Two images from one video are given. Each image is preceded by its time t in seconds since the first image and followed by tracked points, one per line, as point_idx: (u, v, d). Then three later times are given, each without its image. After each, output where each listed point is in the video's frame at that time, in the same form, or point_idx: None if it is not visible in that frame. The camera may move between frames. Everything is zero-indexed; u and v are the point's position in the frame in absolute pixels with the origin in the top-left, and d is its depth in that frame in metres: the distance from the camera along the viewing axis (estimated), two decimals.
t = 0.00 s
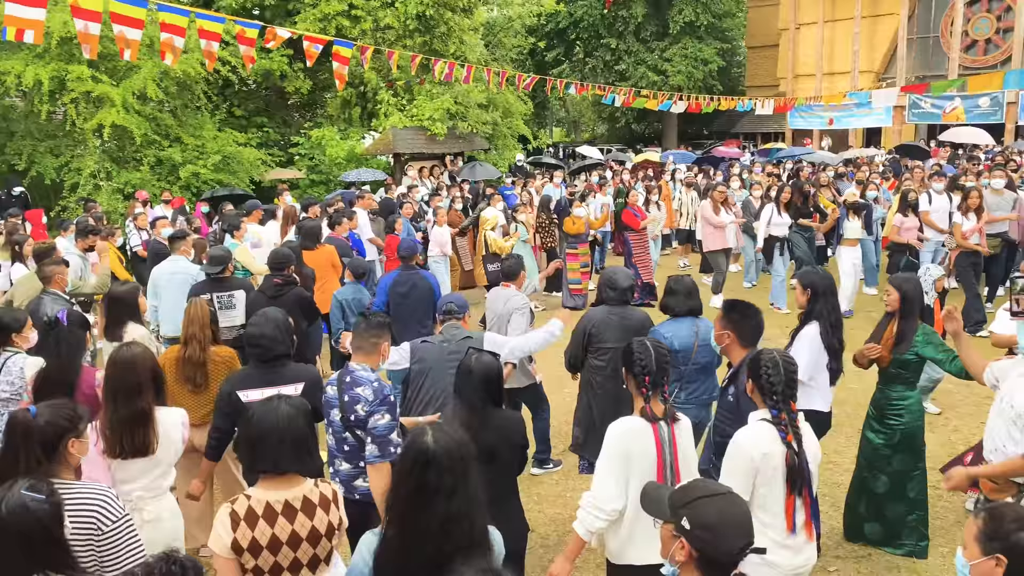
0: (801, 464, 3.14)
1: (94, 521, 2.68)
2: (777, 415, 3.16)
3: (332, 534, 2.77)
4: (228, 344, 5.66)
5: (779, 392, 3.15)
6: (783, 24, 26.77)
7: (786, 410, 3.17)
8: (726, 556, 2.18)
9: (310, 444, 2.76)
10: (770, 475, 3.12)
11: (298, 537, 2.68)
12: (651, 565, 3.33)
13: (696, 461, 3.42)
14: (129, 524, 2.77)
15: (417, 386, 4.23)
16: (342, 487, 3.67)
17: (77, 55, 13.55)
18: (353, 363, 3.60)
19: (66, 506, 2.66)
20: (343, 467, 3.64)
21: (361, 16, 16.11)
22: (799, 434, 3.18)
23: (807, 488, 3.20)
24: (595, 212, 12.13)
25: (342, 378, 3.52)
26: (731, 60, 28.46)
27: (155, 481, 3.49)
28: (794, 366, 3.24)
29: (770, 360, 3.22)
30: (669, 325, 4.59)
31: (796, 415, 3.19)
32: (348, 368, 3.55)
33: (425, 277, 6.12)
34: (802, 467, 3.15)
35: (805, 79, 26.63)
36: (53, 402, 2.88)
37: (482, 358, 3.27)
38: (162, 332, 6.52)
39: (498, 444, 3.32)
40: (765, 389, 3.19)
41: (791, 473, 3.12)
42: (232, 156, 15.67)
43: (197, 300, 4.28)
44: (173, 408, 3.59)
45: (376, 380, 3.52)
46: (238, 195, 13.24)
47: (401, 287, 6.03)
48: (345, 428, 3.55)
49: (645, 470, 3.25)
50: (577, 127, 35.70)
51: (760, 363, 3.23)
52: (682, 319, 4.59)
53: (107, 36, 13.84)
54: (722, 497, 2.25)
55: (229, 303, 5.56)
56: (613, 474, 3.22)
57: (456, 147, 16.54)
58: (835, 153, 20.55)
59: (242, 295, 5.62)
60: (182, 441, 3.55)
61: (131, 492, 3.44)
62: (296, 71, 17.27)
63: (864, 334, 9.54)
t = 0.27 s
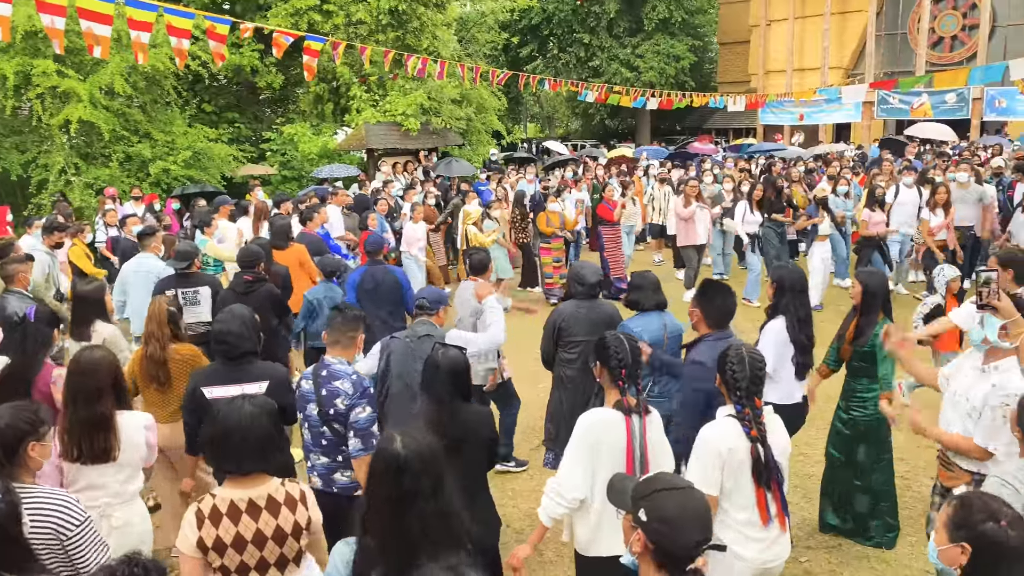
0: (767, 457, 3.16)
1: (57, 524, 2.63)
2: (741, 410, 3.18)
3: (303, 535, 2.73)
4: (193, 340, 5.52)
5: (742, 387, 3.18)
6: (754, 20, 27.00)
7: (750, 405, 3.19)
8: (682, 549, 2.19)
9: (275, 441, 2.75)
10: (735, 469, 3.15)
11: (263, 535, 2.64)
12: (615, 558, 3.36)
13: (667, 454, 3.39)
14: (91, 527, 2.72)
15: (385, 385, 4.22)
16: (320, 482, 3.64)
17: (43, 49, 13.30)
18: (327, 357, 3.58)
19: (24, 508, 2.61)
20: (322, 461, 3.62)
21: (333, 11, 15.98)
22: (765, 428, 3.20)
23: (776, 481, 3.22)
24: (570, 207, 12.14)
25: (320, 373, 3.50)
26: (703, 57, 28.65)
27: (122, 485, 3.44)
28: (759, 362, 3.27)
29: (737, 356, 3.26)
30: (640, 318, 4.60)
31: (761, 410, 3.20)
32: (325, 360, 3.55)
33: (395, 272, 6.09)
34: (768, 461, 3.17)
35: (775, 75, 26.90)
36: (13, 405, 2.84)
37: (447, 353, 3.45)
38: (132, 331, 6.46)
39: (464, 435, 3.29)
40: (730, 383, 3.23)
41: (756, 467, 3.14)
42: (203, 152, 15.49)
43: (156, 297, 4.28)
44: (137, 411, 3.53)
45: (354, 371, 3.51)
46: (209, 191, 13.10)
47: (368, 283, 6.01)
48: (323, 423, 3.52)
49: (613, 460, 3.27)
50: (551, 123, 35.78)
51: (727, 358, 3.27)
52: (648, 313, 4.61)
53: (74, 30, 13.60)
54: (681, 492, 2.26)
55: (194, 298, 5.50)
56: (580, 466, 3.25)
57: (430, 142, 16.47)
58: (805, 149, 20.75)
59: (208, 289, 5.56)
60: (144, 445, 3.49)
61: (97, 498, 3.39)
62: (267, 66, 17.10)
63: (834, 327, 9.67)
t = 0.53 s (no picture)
0: (737, 447, 3.17)
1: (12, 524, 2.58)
2: (715, 399, 3.22)
3: (268, 538, 2.66)
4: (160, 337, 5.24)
5: (717, 376, 3.20)
6: (726, 18, 27.18)
7: (725, 394, 3.22)
8: (630, 535, 2.14)
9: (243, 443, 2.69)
10: (703, 458, 3.18)
11: (233, 534, 2.62)
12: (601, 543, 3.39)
13: (635, 448, 3.39)
14: (55, 524, 2.68)
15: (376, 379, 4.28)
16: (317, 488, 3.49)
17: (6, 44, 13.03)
18: (317, 359, 3.54)
19: None
20: (322, 465, 3.48)
21: (304, 7, 15.84)
22: (737, 417, 3.21)
23: (747, 469, 3.21)
24: (544, 204, 12.14)
25: (315, 376, 3.44)
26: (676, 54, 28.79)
27: (82, 479, 3.36)
28: (735, 351, 3.29)
29: (712, 344, 3.28)
30: (612, 311, 4.62)
31: (734, 399, 3.23)
32: (317, 363, 3.51)
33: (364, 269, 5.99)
34: (739, 451, 3.18)
35: (747, 73, 27.10)
36: None
37: (414, 351, 3.24)
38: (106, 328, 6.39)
39: (425, 432, 3.33)
40: (705, 372, 3.25)
41: (725, 456, 3.16)
42: (173, 149, 15.29)
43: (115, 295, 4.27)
44: (88, 406, 3.36)
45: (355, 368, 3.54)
46: (179, 189, 12.93)
47: (336, 280, 5.97)
48: (328, 425, 3.43)
49: (591, 451, 3.28)
50: (526, 120, 35.79)
51: (702, 346, 3.29)
52: (620, 306, 4.62)
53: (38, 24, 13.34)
54: (640, 481, 2.22)
55: (166, 295, 5.38)
56: (557, 454, 3.28)
57: (403, 139, 16.37)
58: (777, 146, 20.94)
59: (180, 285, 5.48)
60: (98, 439, 3.34)
61: (60, 490, 3.34)
62: (237, 63, 16.92)
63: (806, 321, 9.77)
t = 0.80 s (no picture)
0: (716, 449, 3.16)
1: None
2: (693, 402, 3.22)
3: (218, 554, 2.53)
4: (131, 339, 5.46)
5: (696, 378, 3.21)
6: (700, 17, 27.35)
7: (702, 396, 3.25)
8: (584, 517, 2.23)
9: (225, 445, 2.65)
10: (682, 459, 3.18)
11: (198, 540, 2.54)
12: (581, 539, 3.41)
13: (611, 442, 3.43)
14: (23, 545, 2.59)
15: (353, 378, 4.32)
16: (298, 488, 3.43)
17: None
18: (289, 359, 3.51)
19: None
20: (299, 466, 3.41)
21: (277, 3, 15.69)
22: (715, 418, 3.22)
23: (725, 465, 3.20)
24: (519, 202, 12.15)
25: (291, 375, 3.42)
26: (650, 52, 28.90)
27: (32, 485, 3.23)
28: (713, 354, 3.30)
29: (690, 348, 3.29)
30: (583, 308, 4.64)
31: (711, 402, 3.25)
32: (290, 362, 3.48)
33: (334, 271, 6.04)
34: (719, 453, 3.17)
35: (721, 72, 27.29)
36: None
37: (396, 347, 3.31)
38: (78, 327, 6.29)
39: (405, 433, 3.28)
40: (684, 375, 3.26)
41: (705, 459, 3.14)
42: (144, 147, 15.10)
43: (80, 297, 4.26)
44: (42, 410, 3.25)
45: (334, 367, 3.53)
46: (150, 188, 12.76)
47: (306, 277, 6.05)
48: (307, 423, 3.40)
49: (576, 452, 3.26)
50: (501, 118, 35.77)
51: (680, 350, 3.29)
52: (592, 303, 4.66)
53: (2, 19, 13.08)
54: (596, 470, 2.29)
55: (134, 297, 5.44)
56: (544, 461, 3.22)
57: (378, 137, 16.27)
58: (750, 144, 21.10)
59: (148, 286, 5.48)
60: (46, 447, 3.21)
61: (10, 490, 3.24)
62: (209, 60, 16.72)
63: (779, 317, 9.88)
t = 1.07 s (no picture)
0: (673, 446, 3.20)
1: None
2: (649, 399, 3.26)
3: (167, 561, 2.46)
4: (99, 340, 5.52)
5: (650, 376, 3.24)
6: (676, 17, 27.50)
7: (659, 395, 3.25)
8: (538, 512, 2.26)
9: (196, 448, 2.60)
10: (640, 456, 3.25)
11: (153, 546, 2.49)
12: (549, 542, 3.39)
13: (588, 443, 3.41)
14: None
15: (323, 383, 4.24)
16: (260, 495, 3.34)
17: None
18: (253, 363, 3.49)
19: None
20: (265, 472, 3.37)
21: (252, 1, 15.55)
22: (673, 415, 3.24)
23: (689, 468, 3.25)
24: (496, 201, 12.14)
25: (256, 380, 3.40)
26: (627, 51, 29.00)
27: None
28: (673, 350, 3.30)
29: (648, 344, 3.34)
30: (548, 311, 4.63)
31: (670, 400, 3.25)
32: (255, 366, 3.47)
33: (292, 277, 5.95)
34: (677, 450, 3.21)
35: (697, 71, 27.45)
36: None
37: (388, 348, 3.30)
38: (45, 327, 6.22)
39: (392, 434, 3.24)
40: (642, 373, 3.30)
41: (662, 456, 3.20)
42: (117, 146, 14.93)
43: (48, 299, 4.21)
44: None
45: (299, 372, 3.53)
46: (123, 187, 12.62)
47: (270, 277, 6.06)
48: (271, 428, 3.39)
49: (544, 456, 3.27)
50: (478, 117, 35.74)
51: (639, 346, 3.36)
52: (560, 306, 4.65)
53: None
54: (545, 470, 2.32)
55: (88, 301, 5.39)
56: (515, 474, 3.23)
57: (355, 136, 16.17)
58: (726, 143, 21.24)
59: (102, 292, 5.41)
60: None
61: None
62: (182, 59, 16.54)
63: (755, 315, 9.96)
